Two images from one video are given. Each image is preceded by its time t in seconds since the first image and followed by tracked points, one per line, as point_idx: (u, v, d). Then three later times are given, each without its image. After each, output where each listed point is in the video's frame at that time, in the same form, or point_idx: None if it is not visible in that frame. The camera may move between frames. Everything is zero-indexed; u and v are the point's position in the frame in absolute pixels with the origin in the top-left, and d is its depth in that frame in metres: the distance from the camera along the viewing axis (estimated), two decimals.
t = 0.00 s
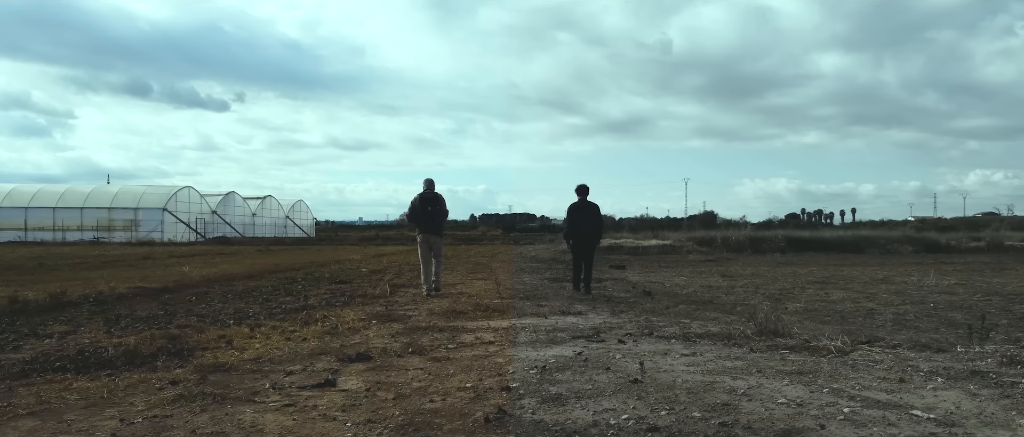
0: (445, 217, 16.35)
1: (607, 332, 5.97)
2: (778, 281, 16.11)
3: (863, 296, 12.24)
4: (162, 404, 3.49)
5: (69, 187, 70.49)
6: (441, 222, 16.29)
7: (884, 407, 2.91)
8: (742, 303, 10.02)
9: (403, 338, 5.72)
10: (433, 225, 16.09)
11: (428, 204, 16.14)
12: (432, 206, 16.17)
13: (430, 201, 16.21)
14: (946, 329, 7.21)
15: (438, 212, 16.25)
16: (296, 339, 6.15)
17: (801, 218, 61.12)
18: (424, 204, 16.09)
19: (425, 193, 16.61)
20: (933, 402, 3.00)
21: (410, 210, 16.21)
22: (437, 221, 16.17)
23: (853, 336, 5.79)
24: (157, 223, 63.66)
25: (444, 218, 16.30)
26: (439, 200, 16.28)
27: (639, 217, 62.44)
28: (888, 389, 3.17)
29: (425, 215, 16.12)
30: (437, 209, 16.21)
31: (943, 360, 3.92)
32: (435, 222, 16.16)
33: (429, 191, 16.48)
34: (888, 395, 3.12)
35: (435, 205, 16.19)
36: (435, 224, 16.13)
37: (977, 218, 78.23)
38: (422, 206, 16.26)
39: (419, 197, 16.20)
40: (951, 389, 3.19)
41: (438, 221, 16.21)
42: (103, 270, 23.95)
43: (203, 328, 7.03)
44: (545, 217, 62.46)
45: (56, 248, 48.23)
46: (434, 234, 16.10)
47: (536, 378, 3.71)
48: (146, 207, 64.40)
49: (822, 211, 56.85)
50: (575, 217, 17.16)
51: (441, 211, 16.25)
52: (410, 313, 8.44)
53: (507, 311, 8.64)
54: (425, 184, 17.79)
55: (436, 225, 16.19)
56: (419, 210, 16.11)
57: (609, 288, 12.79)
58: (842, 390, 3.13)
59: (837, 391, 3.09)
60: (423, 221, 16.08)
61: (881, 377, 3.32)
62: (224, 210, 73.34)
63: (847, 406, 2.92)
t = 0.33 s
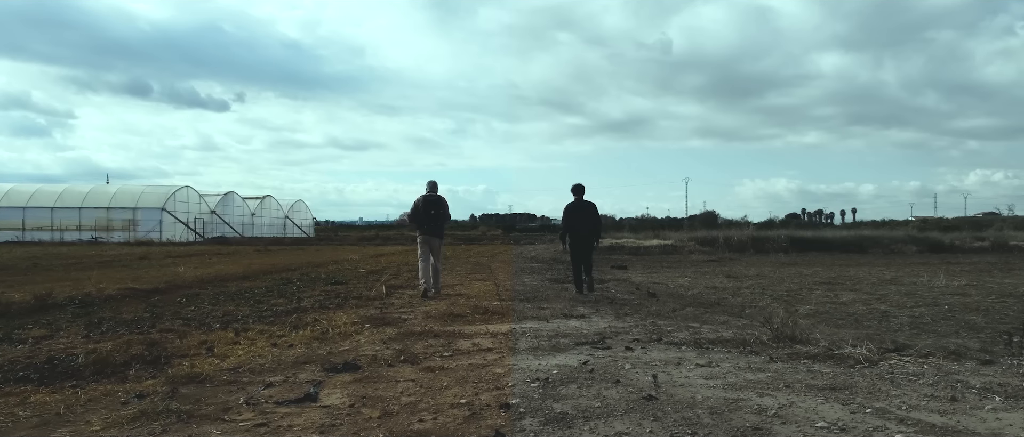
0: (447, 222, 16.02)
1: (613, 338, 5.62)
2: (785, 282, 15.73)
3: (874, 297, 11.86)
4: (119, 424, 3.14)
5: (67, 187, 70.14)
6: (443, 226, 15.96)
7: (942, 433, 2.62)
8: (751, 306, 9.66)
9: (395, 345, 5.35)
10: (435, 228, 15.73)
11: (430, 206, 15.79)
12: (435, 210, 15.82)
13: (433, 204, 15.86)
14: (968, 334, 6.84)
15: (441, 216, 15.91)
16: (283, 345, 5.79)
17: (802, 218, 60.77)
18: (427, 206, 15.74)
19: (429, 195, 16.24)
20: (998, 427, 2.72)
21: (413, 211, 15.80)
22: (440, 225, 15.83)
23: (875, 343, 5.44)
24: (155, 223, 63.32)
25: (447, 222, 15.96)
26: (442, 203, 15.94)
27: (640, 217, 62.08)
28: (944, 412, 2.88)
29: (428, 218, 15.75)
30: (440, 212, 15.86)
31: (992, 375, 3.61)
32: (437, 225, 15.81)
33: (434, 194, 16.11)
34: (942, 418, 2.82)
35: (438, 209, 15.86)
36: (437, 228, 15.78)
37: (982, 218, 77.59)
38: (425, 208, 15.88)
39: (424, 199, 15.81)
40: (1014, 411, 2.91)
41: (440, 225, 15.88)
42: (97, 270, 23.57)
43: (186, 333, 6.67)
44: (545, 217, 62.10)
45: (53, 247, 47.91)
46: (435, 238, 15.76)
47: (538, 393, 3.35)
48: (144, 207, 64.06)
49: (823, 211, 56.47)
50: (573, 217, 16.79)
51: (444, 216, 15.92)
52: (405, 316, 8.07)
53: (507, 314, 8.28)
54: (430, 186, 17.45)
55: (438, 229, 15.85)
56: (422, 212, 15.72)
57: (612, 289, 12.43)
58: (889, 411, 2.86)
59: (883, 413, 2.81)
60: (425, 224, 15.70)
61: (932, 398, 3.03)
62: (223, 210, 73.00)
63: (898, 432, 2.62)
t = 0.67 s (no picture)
0: (449, 219, 15.64)
1: (621, 344, 5.23)
2: (792, 283, 15.35)
3: (886, 299, 11.49)
4: None
5: (65, 187, 69.71)
6: (445, 223, 15.58)
7: None
8: (761, 310, 9.26)
9: (386, 353, 4.96)
10: (437, 225, 15.33)
11: (432, 203, 15.41)
12: (437, 206, 15.43)
13: (435, 201, 15.48)
14: (996, 339, 6.47)
15: (442, 213, 15.54)
16: (265, 352, 5.39)
17: (803, 218, 60.44)
18: (428, 203, 15.37)
19: (431, 192, 15.89)
20: None
21: (414, 207, 15.45)
22: (442, 222, 15.45)
23: (903, 350, 5.08)
24: (153, 223, 62.90)
25: (449, 219, 15.56)
26: (444, 199, 15.57)
27: (641, 216, 61.67)
28: None
29: (430, 215, 15.38)
30: (442, 209, 15.49)
31: None
32: (439, 222, 15.42)
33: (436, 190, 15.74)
34: None
35: (440, 205, 15.47)
36: (439, 225, 15.38)
37: (985, 217, 77.06)
38: (426, 204, 15.52)
39: (425, 195, 15.45)
40: None
41: (442, 221, 15.49)
42: (90, 270, 23.17)
43: (165, 339, 6.27)
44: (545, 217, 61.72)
45: (50, 247, 47.53)
46: (437, 235, 15.37)
47: (542, 413, 2.98)
48: (142, 207, 63.66)
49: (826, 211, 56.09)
50: (573, 217, 16.44)
51: (446, 212, 15.53)
52: (400, 319, 7.67)
53: (506, 317, 7.90)
54: (431, 183, 17.07)
55: (439, 225, 15.45)
56: (423, 209, 15.34)
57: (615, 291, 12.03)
58: None
59: None
60: (426, 221, 15.33)
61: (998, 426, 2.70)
62: (222, 210, 72.61)
63: None
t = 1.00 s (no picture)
0: (446, 219, 15.19)
1: (633, 354, 4.77)
2: (801, 284, 14.91)
3: (902, 301, 11.03)
4: None
5: (62, 186, 69.27)
6: (443, 223, 15.15)
7: None
8: (774, 313, 8.82)
9: (374, 364, 4.51)
10: (434, 226, 14.90)
11: (429, 204, 14.97)
12: (434, 207, 14.99)
13: (431, 201, 15.04)
14: None
15: (440, 213, 15.09)
16: (242, 363, 4.92)
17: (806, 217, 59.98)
18: (425, 203, 14.93)
19: (427, 193, 15.46)
20: None
21: (411, 208, 15.03)
22: (439, 223, 15.02)
23: (943, 361, 4.63)
24: (151, 222, 62.51)
25: (447, 219, 15.13)
26: (441, 199, 15.13)
27: (642, 216, 61.16)
28: None
29: (427, 216, 14.95)
30: (439, 209, 15.04)
31: None
32: (436, 222, 14.99)
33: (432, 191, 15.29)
34: None
35: (437, 206, 15.02)
36: (436, 226, 14.95)
37: (990, 215, 76.29)
38: (423, 205, 15.08)
39: (421, 196, 15.01)
40: None
41: (439, 222, 15.06)
42: (82, 270, 22.71)
43: (139, 346, 5.83)
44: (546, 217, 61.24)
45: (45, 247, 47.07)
46: (435, 235, 14.94)
47: None
48: (140, 206, 63.21)
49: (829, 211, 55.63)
50: (575, 215, 16.01)
51: (443, 213, 15.08)
52: (393, 325, 7.22)
53: (507, 322, 7.45)
54: (426, 184, 16.65)
55: (436, 226, 15.04)
56: (420, 210, 14.91)
57: (619, 292, 11.62)
58: None
59: None
60: (423, 221, 14.90)
61: None
62: (220, 209, 72.15)
63: None
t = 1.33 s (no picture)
0: (442, 216, 14.65)
1: (649, 369, 4.23)
2: (812, 285, 14.39)
3: (923, 304, 10.50)
4: None
5: (59, 186, 68.75)
6: (439, 220, 14.61)
7: None
8: (789, 318, 8.30)
9: (357, 380, 3.98)
10: (429, 223, 14.37)
11: (424, 200, 14.45)
12: (429, 203, 14.46)
13: (427, 198, 14.52)
14: None
15: (435, 210, 14.55)
16: (210, 378, 4.38)
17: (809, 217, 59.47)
18: (420, 199, 14.39)
19: (423, 190, 14.93)
20: None
21: (406, 205, 14.53)
22: (435, 220, 14.49)
23: (1001, 378, 4.11)
24: (149, 222, 61.98)
25: (442, 216, 14.59)
26: (435, 195, 14.59)
27: (643, 215, 60.59)
28: None
29: (421, 212, 14.42)
30: (434, 205, 14.50)
31: None
32: (431, 219, 14.45)
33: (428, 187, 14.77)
34: None
35: (432, 202, 14.49)
36: (432, 223, 14.43)
37: (995, 213, 75.41)
38: (418, 202, 14.57)
39: (416, 192, 14.50)
40: None
41: (434, 218, 14.53)
42: (72, 271, 22.14)
43: (101, 357, 5.30)
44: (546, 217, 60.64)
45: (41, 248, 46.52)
46: (430, 233, 14.41)
47: None
48: (137, 206, 62.70)
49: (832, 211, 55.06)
50: (574, 215, 15.50)
51: (439, 209, 14.53)
52: (384, 332, 6.69)
53: (507, 328, 6.93)
54: (424, 181, 16.13)
55: (431, 222, 14.50)
56: (415, 207, 14.40)
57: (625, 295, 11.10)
58: None
59: None
60: (418, 219, 14.38)
61: None
62: (218, 209, 71.60)
63: None
